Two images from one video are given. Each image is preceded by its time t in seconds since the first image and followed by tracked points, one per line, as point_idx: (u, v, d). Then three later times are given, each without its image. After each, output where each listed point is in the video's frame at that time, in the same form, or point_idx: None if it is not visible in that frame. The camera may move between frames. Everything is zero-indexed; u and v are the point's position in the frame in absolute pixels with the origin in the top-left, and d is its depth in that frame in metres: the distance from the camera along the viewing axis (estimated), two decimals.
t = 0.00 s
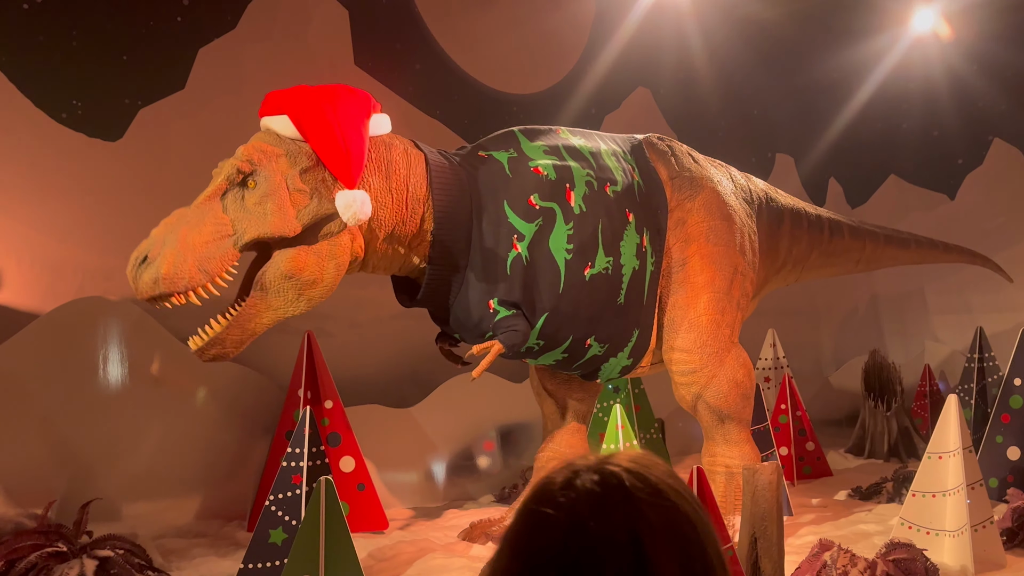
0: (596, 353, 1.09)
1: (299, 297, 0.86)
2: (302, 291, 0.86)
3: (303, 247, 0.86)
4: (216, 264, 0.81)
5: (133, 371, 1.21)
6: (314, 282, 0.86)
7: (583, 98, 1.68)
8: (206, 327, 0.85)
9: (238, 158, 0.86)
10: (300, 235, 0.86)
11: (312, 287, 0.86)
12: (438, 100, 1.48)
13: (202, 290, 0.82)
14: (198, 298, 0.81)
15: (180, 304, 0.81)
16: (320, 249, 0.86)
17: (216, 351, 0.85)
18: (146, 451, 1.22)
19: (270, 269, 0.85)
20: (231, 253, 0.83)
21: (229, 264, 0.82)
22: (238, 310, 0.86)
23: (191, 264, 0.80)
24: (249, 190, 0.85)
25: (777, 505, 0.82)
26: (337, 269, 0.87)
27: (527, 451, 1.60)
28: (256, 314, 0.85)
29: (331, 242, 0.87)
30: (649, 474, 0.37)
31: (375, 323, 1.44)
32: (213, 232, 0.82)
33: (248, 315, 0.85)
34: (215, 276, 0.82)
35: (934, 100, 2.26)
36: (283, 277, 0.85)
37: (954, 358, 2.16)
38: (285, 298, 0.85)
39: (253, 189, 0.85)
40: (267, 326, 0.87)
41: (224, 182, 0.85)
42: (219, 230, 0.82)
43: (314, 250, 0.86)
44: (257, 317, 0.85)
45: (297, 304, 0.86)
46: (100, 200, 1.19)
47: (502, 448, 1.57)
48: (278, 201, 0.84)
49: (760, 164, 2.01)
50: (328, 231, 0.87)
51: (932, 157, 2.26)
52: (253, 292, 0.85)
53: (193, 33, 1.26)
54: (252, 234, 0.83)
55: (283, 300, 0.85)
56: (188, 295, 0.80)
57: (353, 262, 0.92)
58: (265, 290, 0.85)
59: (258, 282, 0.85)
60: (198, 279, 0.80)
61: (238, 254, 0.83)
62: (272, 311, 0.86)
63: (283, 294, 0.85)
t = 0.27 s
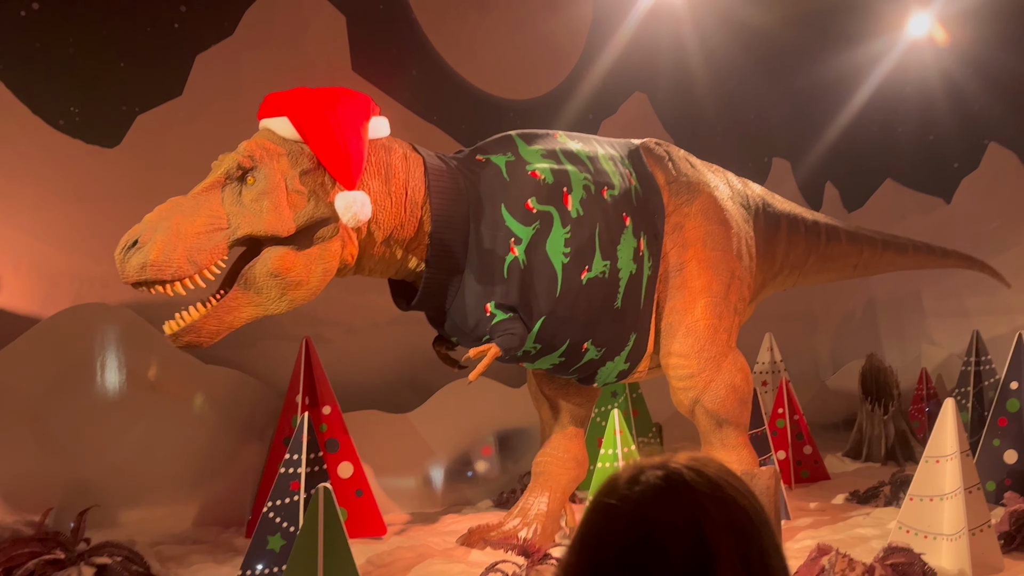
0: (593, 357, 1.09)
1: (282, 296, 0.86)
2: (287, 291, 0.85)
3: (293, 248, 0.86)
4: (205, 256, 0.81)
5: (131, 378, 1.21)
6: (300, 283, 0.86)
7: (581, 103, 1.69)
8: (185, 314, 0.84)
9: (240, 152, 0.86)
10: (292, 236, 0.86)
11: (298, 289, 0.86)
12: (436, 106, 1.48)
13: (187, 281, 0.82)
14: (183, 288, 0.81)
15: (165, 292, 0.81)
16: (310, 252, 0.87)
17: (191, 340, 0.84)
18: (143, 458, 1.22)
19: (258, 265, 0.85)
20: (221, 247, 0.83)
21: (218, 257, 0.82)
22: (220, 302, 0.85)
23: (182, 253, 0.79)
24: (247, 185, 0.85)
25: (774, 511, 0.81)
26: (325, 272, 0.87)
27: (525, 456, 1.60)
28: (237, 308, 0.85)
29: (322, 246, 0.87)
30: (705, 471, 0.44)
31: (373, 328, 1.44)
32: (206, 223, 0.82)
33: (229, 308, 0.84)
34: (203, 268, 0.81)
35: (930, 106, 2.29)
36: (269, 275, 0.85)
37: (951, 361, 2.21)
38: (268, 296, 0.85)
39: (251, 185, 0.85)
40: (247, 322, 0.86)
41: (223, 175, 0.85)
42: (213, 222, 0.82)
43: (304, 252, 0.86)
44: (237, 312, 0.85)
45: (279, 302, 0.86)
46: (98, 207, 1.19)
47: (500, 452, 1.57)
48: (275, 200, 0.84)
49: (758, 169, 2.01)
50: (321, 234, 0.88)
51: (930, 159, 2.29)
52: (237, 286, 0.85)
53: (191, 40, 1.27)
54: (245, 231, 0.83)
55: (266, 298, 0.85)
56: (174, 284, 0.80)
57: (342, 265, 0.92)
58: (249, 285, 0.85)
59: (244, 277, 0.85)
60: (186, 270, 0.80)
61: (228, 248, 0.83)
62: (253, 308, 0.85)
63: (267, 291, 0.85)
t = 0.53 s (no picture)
0: (585, 370, 1.09)
1: (266, 299, 0.85)
2: (272, 294, 0.85)
3: (282, 253, 0.86)
4: (196, 258, 0.80)
5: (122, 396, 1.20)
6: (286, 288, 0.86)
7: (574, 119, 1.69)
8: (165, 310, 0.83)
9: (236, 156, 0.86)
10: (283, 242, 0.86)
11: (283, 292, 0.86)
12: (430, 122, 1.49)
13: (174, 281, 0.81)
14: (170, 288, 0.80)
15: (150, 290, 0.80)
16: (298, 258, 0.87)
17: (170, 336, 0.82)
18: (133, 476, 1.21)
19: (245, 267, 0.84)
20: (212, 248, 0.82)
21: (208, 258, 0.81)
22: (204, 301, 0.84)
23: (171, 253, 0.79)
24: (241, 189, 0.85)
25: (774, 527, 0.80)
26: (312, 279, 0.87)
27: (520, 474, 1.58)
28: (221, 309, 0.84)
29: (312, 253, 0.87)
30: (744, 477, 0.51)
31: (367, 344, 1.44)
32: (199, 225, 0.81)
33: (211, 307, 0.83)
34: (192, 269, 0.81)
35: (919, 124, 2.30)
36: (256, 277, 0.84)
37: (944, 375, 2.23)
38: (252, 297, 0.85)
39: (246, 188, 0.85)
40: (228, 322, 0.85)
41: (217, 177, 0.85)
42: (205, 224, 0.82)
43: (292, 258, 0.86)
44: (219, 311, 0.84)
45: (262, 305, 0.85)
46: (90, 224, 1.19)
47: (494, 469, 1.56)
48: (268, 205, 0.84)
49: (750, 184, 2.02)
50: (312, 241, 0.88)
51: (922, 176, 2.30)
52: (221, 286, 0.84)
53: (184, 57, 1.27)
54: (236, 234, 0.83)
55: (250, 300, 0.85)
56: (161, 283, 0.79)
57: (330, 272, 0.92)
58: (235, 286, 0.84)
59: (230, 278, 0.84)
60: (175, 270, 0.79)
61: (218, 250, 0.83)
62: (235, 308, 0.84)
63: (251, 293, 0.84)
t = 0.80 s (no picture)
0: (579, 372, 1.09)
1: (259, 283, 0.84)
2: (266, 278, 0.84)
3: (280, 237, 0.85)
4: (191, 235, 0.79)
5: (119, 401, 1.20)
6: (280, 274, 0.84)
7: (571, 124, 1.70)
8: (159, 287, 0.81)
9: (239, 138, 0.85)
10: (282, 226, 0.85)
11: (277, 277, 0.84)
12: (427, 128, 1.49)
13: (169, 257, 0.80)
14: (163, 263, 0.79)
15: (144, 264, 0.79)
16: (295, 244, 0.85)
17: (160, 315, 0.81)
18: (130, 481, 1.20)
19: (240, 249, 0.83)
20: (208, 227, 0.81)
21: (204, 237, 0.80)
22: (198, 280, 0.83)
23: (167, 229, 0.78)
24: (243, 170, 0.84)
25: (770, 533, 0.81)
26: (307, 265, 0.86)
27: (517, 478, 1.59)
28: (213, 290, 0.82)
29: (310, 239, 0.86)
30: (741, 478, 0.47)
31: (365, 350, 1.44)
32: (197, 202, 0.80)
33: (203, 287, 0.82)
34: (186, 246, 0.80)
35: (914, 128, 2.31)
36: (250, 260, 0.83)
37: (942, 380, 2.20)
38: (245, 280, 0.83)
39: (247, 171, 0.84)
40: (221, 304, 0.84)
41: (220, 157, 0.83)
42: (203, 202, 0.80)
43: (289, 243, 0.85)
44: (211, 293, 0.82)
45: (255, 288, 0.84)
46: (88, 230, 1.19)
47: (492, 474, 1.56)
48: (269, 189, 0.83)
49: (746, 189, 2.03)
50: (310, 227, 0.86)
51: (916, 182, 2.30)
52: (216, 267, 0.83)
53: (182, 64, 1.28)
54: (234, 215, 0.82)
55: (243, 283, 0.83)
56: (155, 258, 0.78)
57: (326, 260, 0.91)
58: (229, 268, 0.83)
59: (226, 260, 0.83)
60: (169, 246, 0.78)
61: (214, 229, 0.81)
62: (228, 291, 0.83)
63: (245, 275, 0.83)
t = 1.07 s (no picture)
0: (571, 374, 1.09)
1: (277, 273, 0.81)
2: (283, 267, 0.81)
3: (293, 223, 0.82)
4: (202, 220, 0.76)
5: (112, 408, 1.20)
6: (298, 261, 0.82)
7: (566, 132, 1.71)
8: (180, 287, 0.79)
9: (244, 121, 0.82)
10: (293, 210, 0.82)
11: (295, 265, 0.82)
12: (422, 136, 1.49)
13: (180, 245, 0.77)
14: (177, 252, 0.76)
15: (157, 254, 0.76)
16: (309, 229, 0.83)
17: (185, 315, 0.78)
18: (124, 489, 1.20)
19: (256, 239, 0.80)
20: (218, 212, 0.78)
21: (215, 222, 0.77)
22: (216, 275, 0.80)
23: (177, 214, 0.75)
24: (249, 153, 0.81)
25: (764, 539, 0.82)
26: (322, 251, 0.84)
27: (512, 485, 1.60)
28: (233, 283, 0.80)
29: (321, 223, 0.83)
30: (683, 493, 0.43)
31: (360, 357, 1.44)
32: (205, 186, 0.77)
33: (225, 283, 0.79)
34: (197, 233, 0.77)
35: (906, 133, 2.31)
36: (266, 248, 0.80)
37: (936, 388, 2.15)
38: (264, 272, 0.81)
39: (253, 153, 0.81)
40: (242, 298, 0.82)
41: (224, 141, 0.81)
42: (211, 186, 0.78)
43: (303, 228, 0.82)
44: (234, 288, 0.80)
45: (274, 279, 0.82)
46: (82, 237, 1.19)
47: (487, 482, 1.56)
48: (277, 171, 0.80)
49: (741, 196, 2.04)
50: (321, 212, 0.84)
51: (909, 189, 2.30)
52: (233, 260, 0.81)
53: (178, 71, 1.28)
54: (242, 198, 0.79)
55: (262, 274, 0.81)
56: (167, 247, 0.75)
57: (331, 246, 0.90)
58: (247, 259, 0.80)
59: (242, 251, 0.80)
60: (180, 233, 0.75)
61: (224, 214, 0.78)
62: (248, 285, 0.81)
63: (263, 266, 0.81)
